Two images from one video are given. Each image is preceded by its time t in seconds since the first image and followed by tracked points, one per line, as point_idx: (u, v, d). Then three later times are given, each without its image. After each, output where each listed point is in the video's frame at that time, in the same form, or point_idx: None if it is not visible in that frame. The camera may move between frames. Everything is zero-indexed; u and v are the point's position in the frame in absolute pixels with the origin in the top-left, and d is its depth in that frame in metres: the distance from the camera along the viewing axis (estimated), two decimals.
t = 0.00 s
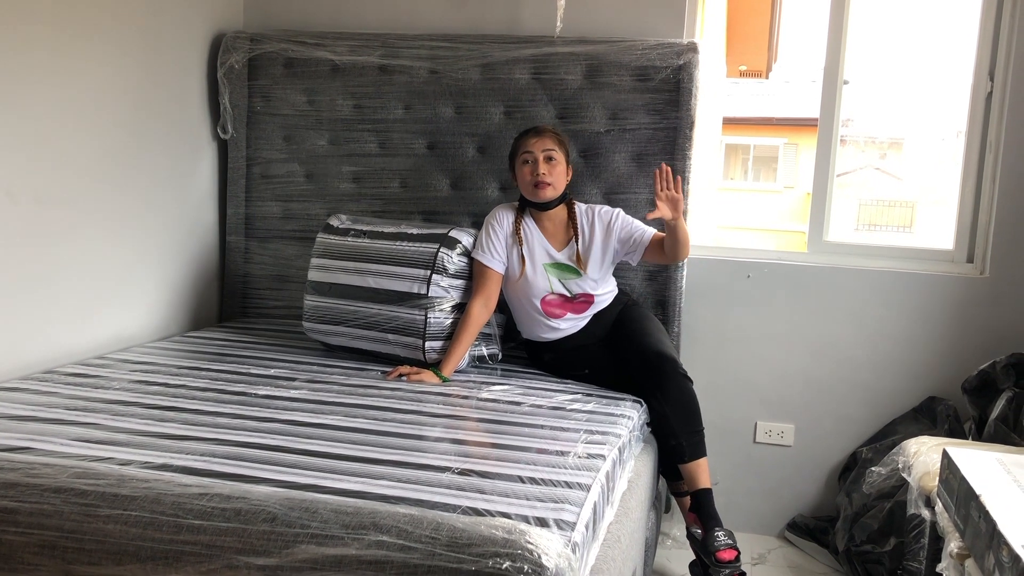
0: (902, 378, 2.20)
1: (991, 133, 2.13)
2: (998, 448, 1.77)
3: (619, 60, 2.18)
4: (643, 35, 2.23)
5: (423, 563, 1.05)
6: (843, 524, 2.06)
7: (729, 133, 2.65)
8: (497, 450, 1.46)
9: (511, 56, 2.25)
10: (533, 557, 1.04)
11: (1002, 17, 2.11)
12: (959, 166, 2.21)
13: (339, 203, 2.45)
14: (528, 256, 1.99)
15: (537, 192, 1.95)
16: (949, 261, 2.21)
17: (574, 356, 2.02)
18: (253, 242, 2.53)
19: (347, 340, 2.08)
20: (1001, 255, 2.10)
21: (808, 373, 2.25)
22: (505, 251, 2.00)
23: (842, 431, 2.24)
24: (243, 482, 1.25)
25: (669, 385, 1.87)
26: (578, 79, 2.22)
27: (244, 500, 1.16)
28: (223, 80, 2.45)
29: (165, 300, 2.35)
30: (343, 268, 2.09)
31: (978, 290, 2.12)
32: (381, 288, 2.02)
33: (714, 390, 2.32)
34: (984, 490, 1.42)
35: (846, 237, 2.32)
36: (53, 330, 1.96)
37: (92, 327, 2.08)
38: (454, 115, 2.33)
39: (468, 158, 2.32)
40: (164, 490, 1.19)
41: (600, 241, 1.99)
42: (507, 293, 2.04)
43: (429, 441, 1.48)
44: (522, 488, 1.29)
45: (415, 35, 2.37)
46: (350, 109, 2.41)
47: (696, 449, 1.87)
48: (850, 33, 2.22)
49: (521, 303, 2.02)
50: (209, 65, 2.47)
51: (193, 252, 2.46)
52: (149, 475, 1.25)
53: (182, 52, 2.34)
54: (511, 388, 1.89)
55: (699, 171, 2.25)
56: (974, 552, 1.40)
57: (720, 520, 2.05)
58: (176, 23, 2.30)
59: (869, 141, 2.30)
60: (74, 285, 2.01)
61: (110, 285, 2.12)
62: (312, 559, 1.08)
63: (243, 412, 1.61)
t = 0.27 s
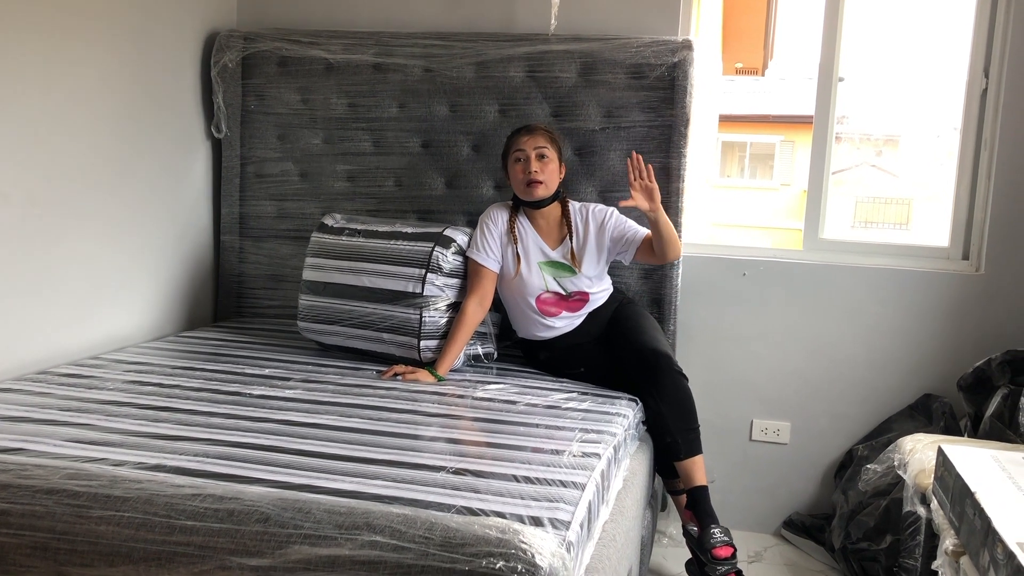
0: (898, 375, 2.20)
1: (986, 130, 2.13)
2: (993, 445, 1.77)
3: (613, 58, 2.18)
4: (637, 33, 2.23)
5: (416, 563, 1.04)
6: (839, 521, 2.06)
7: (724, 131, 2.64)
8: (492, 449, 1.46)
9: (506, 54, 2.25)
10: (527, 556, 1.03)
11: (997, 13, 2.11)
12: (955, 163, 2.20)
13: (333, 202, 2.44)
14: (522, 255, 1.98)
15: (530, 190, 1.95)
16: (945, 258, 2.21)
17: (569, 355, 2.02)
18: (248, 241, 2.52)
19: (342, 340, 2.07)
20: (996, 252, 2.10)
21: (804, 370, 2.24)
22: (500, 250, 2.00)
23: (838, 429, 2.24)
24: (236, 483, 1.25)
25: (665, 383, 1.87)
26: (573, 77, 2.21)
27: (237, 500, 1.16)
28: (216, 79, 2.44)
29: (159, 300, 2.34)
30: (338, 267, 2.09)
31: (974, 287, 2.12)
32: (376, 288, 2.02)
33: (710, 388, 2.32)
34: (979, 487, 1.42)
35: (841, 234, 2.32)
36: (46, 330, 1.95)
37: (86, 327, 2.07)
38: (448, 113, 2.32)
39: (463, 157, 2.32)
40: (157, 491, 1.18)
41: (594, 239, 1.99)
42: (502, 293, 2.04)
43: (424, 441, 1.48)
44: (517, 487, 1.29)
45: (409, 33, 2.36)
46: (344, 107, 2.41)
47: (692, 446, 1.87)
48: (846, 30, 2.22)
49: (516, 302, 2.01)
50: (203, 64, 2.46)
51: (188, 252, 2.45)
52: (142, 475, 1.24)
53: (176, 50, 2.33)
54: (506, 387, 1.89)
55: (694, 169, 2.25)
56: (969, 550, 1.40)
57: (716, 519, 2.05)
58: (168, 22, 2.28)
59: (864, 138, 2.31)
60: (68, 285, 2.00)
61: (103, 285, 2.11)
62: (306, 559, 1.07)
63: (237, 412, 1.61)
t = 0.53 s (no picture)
0: (894, 373, 2.20)
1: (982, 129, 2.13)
2: (989, 443, 1.77)
3: (609, 56, 2.18)
4: (633, 31, 2.23)
5: (412, 562, 1.04)
6: (835, 519, 2.07)
7: (721, 130, 2.64)
8: (488, 448, 1.46)
9: (502, 52, 2.25)
10: (522, 555, 1.03)
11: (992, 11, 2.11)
12: (951, 162, 2.21)
13: (330, 200, 2.44)
14: (518, 254, 1.98)
15: (525, 189, 1.95)
16: (941, 256, 2.21)
17: (565, 353, 2.01)
18: (244, 240, 2.51)
19: (338, 338, 2.07)
20: (991, 250, 2.10)
21: (800, 369, 2.25)
22: (496, 248, 1.99)
23: (834, 427, 2.24)
24: (232, 481, 1.25)
25: (661, 381, 1.88)
26: (569, 76, 2.21)
27: (232, 499, 1.16)
28: (212, 77, 2.43)
29: (155, 299, 2.34)
30: (334, 266, 2.08)
31: (969, 286, 2.12)
32: (372, 286, 2.01)
33: (707, 386, 2.32)
34: (974, 485, 1.42)
35: (837, 232, 2.32)
36: (42, 329, 1.94)
37: (82, 326, 2.07)
38: (445, 112, 2.32)
39: (459, 155, 2.32)
40: (152, 490, 1.18)
41: (591, 239, 1.98)
42: (498, 291, 2.04)
43: (420, 439, 1.48)
44: (512, 486, 1.29)
45: (405, 31, 2.36)
46: (340, 105, 2.40)
47: (688, 445, 1.87)
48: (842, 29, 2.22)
49: (512, 301, 2.01)
50: (199, 62, 2.46)
51: (184, 251, 2.44)
52: (137, 475, 1.24)
53: (172, 48, 2.32)
54: (503, 385, 1.89)
55: (690, 167, 2.25)
56: (965, 548, 1.40)
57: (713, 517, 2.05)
58: (164, 20, 2.28)
59: (861, 137, 2.30)
60: (63, 284, 1.99)
61: (99, 284, 2.11)
62: (301, 558, 1.07)
63: (233, 411, 1.60)
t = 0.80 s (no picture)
0: (891, 373, 2.20)
1: (981, 129, 2.14)
2: (986, 443, 1.78)
3: (609, 55, 2.18)
4: (633, 30, 2.22)
5: (412, 559, 1.04)
6: (833, 518, 2.07)
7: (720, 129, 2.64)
8: (487, 446, 1.46)
9: (502, 50, 2.24)
10: (523, 552, 1.03)
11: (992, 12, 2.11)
12: (950, 162, 2.21)
13: (329, 198, 2.44)
14: (519, 253, 1.97)
15: (529, 189, 1.94)
16: (940, 256, 2.21)
17: (565, 351, 2.02)
18: (242, 237, 2.51)
19: (337, 336, 2.07)
20: (990, 249, 2.10)
21: (798, 368, 2.25)
22: (496, 247, 1.98)
23: (832, 426, 2.25)
24: (232, 478, 1.24)
25: (660, 381, 1.88)
26: (569, 74, 2.21)
27: (232, 496, 1.15)
28: (211, 74, 2.43)
29: (153, 295, 2.33)
30: (333, 263, 2.08)
31: (967, 285, 2.12)
32: (371, 284, 2.01)
33: (705, 384, 2.32)
34: (972, 484, 1.42)
35: (836, 231, 2.33)
36: (40, 326, 1.94)
37: (80, 322, 2.06)
38: (444, 109, 2.32)
39: (459, 153, 2.31)
40: (152, 487, 1.18)
41: (592, 241, 1.97)
42: (498, 290, 2.03)
43: (419, 437, 1.48)
44: (512, 484, 1.29)
45: (405, 29, 2.35)
46: (340, 102, 2.40)
47: (686, 444, 1.87)
48: (841, 28, 2.22)
49: (512, 300, 2.01)
50: (198, 59, 2.45)
51: (182, 248, 2.44)
52: (137, 471, 1.23)
53: (171, 44, 2.32)
54: (502, 383, 1.89)
55: (690, 166, 2.25)
56: (963, 547, 1.41)
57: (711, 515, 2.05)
58: (164, 16, 2.27)
59: (860, 136, 2.31)
60: (61, 281, 1.99)
61: (97, 280, 2.10)
62: (301, 555, 1.07)
63: (232, 408, 1.60)
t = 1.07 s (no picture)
0: (889, 374, 2.21)
1: (979, 131, 2.14)
2: (983, 444, 1.78)
3: (609, 54, 2.17)
4: (633, 30, 2.22)
5: (411, 557, 1.04)
6: (829, 519, 2.07)
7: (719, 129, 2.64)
8: (485, 444, 1.46)
9: (502, 49, 2.24)
10: (521, 551, 1.03)
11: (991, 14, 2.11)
12: (948, 164, 2.22)
13: (327, 195, 2.43)
14: (522, 253, 1.96)
15: (535, 191, 1.93)
16: (937, 258, 2.22)
17: (563, 351, 2.02)
18: (240, 234, 2.51)
19: (335, 333, 2.07)
20: (987, 251, 2.11)
21: (796, 368, 2.25)
22: (498, 247, 1.98)
23: (829, 427, 2.25)
24: (229, 475, 1.24)
25: (658, 381, 1.87)
26: (569, 73, 2.21)
27: (230, 493, 1.15)
28: (211, 71, 2.42)
29: (151, 292, 2.33)
30: (332, 260, 2.08)
31: (964, 287, 2.13)
32: (369, 282, 2.01)
33: (703, 384, 2.32)
34: (970, 486, 1.43)
35: (834, 232, 2.33)
36: (38, 322, 1.93)
37: (77, 319, 2.06)
38: (444, 108, 2.32)
39: (458, 151, 2.31)
40: (150, 483, 1.18)
41: (595, 243, 1.96)
42: (498, 288, 2.03)
43: (417, 435, 1.48)
44: (510, 482, 1.29)
45: (405, 26, 2.35)
46: (339, 100, 2.39)
47: (683, 445, 1.87)
48: (841, 29, 2.22)
49: (513, 300, 2.01)
50: (197, 55, 2.45)
51: (180, 244, 2.43)
52: (134, 468, 1.23)
53: (170, 41, 2.31)
54: (500, 382, 1.89)
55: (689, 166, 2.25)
56: (960, 548, 1.41)
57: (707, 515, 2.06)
58: (163, 13, 2.27)
59: (858, 137, 2.32)
60: (59, 277, 1.98)
61: (94, 276, 2.09)
62: (299, 553, 1.06)
63: (230, 405, 1.60)
